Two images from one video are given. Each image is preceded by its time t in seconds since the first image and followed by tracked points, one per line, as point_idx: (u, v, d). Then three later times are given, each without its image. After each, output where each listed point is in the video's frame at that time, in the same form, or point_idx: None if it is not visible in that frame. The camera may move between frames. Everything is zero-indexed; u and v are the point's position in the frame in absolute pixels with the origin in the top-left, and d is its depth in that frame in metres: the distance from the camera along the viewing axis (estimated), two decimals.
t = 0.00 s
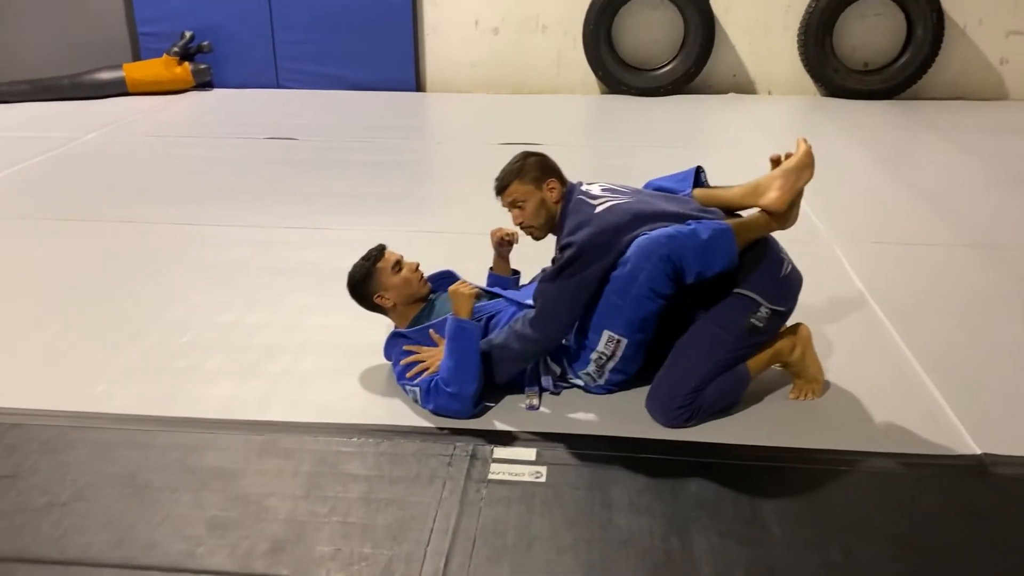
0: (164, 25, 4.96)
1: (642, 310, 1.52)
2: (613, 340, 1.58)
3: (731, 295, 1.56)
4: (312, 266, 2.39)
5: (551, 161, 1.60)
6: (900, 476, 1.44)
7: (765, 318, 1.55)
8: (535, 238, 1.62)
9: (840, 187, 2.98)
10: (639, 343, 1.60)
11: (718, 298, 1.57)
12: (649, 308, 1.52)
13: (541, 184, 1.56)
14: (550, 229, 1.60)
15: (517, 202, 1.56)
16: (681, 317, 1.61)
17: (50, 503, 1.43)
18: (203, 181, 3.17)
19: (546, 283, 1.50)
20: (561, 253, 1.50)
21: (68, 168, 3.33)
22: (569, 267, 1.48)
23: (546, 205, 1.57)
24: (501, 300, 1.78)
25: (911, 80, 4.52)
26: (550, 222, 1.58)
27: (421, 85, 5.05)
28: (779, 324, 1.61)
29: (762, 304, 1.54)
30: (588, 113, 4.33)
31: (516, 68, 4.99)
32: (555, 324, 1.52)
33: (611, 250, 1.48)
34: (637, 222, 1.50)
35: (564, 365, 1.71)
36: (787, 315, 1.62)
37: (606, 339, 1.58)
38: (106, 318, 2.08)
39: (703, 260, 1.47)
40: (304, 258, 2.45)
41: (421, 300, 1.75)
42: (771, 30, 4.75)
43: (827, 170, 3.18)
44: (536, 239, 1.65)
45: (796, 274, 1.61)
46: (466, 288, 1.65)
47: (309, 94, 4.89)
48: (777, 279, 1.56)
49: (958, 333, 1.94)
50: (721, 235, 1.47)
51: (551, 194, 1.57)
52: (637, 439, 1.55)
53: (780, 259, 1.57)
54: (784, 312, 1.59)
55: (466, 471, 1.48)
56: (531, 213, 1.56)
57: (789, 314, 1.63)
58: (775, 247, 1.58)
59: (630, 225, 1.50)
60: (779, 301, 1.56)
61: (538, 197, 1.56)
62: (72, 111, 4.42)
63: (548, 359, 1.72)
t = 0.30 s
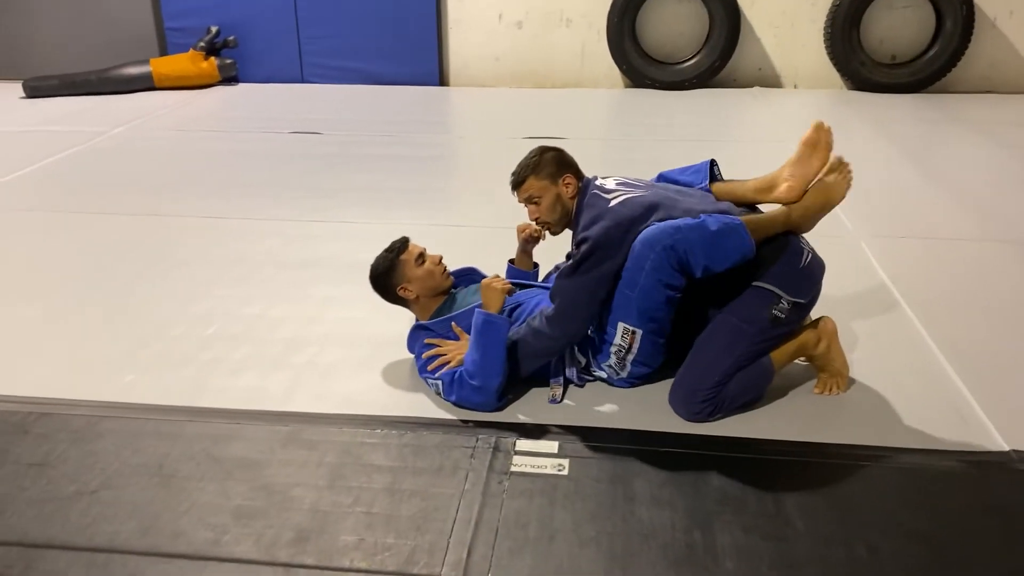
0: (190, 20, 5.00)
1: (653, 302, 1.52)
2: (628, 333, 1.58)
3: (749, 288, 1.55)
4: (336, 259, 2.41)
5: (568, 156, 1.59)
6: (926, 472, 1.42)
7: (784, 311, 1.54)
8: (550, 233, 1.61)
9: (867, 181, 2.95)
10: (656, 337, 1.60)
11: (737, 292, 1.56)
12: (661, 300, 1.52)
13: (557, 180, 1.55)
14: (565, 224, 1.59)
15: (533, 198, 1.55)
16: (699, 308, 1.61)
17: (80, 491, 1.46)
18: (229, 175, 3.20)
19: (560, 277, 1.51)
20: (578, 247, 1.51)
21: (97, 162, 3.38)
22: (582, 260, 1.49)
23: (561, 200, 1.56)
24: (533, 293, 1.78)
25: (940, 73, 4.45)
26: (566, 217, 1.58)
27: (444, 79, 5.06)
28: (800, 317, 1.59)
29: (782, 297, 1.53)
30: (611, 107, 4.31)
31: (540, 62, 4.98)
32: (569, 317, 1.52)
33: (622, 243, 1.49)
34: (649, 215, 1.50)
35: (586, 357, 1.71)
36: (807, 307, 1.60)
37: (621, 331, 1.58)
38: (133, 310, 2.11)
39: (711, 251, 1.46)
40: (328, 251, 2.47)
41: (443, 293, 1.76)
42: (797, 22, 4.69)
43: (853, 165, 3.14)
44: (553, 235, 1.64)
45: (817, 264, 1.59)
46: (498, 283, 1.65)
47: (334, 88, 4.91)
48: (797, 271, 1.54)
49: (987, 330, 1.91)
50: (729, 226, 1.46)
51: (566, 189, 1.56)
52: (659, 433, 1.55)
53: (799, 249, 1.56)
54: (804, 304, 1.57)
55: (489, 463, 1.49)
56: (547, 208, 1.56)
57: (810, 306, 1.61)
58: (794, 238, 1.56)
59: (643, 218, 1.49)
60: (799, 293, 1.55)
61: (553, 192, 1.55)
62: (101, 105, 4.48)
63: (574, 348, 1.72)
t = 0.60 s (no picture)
0: (205, 21, 5.04)
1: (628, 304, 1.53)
2: (616, 337, 1.60)
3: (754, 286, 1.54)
4: (349, 259, 2.42)
5: (568, 156, 1.59)
6: (940, 475, 1.42)
7: (791, 307, 1.53)
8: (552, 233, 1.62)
9: (881, 182, 2.93)
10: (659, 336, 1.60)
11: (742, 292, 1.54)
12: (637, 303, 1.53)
13: (556, 180, 1.55)
14: (566, 225, 1.60)
15: (533, 199, 1.56)
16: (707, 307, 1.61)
17: (95, 489, 1.47)
18: (243, 175, 3.22)
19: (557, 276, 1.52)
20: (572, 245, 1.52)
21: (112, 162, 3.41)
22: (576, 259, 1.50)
23: (561, 200, 1.56)
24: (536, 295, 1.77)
25: (955, 73, 4.41)
26: (566, 217, 1.58)
27: (457, 79, 5.07)
28: (808, 313, 1.58)
29: (789, 292, 1.52)
30: (623, 107, 4.30)
31: (552, 62, 4.98)
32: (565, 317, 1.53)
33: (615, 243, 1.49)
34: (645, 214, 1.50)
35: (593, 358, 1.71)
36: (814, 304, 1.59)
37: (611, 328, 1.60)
38: (148, 309, 2.13)
39: (674, 266, 1.43)
40: (342, 251, 2.48)
41: (455, 294, 1.76)
42: (810, 22, 4.67)
43: (867, 166, 3.12)
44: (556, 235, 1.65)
45: (823, 259, 1.57)
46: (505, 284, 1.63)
47: (346, 89, 4.93)
48: (801, 265, 1.52)
49: (1003, 332, 1.89)
50: (692, 243, 1.41)
51: (566, 190, 1.56)
52: (671, 434, 1.55)
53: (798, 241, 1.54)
54: (809, 300, 1.56)
55: (501, 464, 1.49)
56: (548, 209, 1.57)
57: (816, 301, 1.59)
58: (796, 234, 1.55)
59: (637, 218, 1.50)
60: (805, 287, 1.53)
61: (553, 192, 1.55)
62: (115, 105, 4.52)
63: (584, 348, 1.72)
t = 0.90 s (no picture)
0: (213, 25, 5.06)
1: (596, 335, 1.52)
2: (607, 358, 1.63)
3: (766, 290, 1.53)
4: (357, 262, 2.42)
5: (576, 158, 1.59)
6: (947, 478, 1.41)
7: (805, 310, 1.52)
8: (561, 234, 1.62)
9: (888, 185, 2.92)
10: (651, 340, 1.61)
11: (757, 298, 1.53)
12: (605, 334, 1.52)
13: (564, 182, 1.55)
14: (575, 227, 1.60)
15: (541, 202, 1.56)
16: (712, 308, 1.61)
17: (104, 491, 1.48)
18: (251, 178, 3.24)
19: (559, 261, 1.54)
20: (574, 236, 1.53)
21: (121, 165, 3.42)
22: (577, 248, 1.51)
23: (568, 202, 1.56)
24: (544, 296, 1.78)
25: (963, 76, 4.40)
26: (574, 219, 1.58)
27: (463, 82, 5.08)
28: (818, 315, 1.57)
29: (802, 294, 1.52)
30: (630, 110, 4.30)
31: (559, 65, 4.99)
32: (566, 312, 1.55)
33: (615, 238, 1.48)
34: (649, 211, 1.49)
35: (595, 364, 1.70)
36: (822, 307, 1.58)
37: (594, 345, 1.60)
38: (157, 311, 2.14)
39: (626, 306, 1.43)
40: (349, 254, 2.49)
41: (463, 295, 1.78)
42: (818, 25, 4.66)
43: (875, 168, 3.11)
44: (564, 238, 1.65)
45: (830, 261, 1.58)
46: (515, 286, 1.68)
47: (354, 92, 4.95)
48: (809, 267, 1.52)
49: (1011, 336, 1.89)
50: (640, 285, 1.42)
51: (573, 192, 1.56)
52: (679, 437, 1.54)
53: (810, 245, 1.55)
54: (819, 303, 1.56)
55: (508, 467, 1.49)
56: (555, 211, 1.57)
57: (824, 304, 1.59)
58: (800, 235, 1.55)
59: (638, 215, 1.48)
60: (815, 288, 1.53)
61: (561, 194, 1.55)
62: (124, 109, 4.54)
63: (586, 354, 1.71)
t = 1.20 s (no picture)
0: (217, 31, 5.08)
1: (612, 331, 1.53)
2: (619, 361, 1.58)
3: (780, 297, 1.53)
4: (360, 266, 2.43)
5: (582, 169, 1.54)
6: (950, 481, 1.41)
7: (820, 317, 1.52)
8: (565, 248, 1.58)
9: (891, 188, 2.92)
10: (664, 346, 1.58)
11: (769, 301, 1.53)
12: (624, 331, 1.52)
13: (570, 196, 1.51)
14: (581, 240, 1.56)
15: (546, 216, 1.52)
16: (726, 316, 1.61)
17: (108, 495, 1.48)
18: (254, 183, 3.25)
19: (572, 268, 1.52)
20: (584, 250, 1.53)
21: (125, 171, 3.44)
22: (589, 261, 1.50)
23: (574, 216, 1.52)
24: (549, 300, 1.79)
25: (966, 79, 4.40)
26: (580, 233, 1.55)
27: (466, 87, 5.09)
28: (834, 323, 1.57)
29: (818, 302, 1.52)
30: (632, 114, 4.31)
31: (561, 70, 5.00)
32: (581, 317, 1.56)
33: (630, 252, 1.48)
34: (660, 223, 1.48)
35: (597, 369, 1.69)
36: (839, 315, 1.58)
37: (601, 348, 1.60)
38: (161, 316, 2.14)
39: (659, 288, 1.45)
40: (352, 258, 2.49)
41: (468, 297, 1.79)
42: (820, 29, 4.67)
43: (878, 172, 3.11)
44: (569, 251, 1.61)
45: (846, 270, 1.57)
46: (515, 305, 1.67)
47: (357, 97, 4.96)
48: (827, 276, 1.52)
49: (1015, 339, 1.88)
50: (683, 267, 1.44)
51: (579, 206, 1.52)
52: (681, 441, 1.55)
53: (826, 253, 1.55)
54: (836, 311, 1.55)
55: (511, 471, 1.49)
56: (562, 227, 1.53)
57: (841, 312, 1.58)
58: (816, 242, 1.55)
59: (650, 227, 1.48)
60: (832, 297, 1.53)
61: (566, 209, 1.51)
62: (129, 114, 4.56)
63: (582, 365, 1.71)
